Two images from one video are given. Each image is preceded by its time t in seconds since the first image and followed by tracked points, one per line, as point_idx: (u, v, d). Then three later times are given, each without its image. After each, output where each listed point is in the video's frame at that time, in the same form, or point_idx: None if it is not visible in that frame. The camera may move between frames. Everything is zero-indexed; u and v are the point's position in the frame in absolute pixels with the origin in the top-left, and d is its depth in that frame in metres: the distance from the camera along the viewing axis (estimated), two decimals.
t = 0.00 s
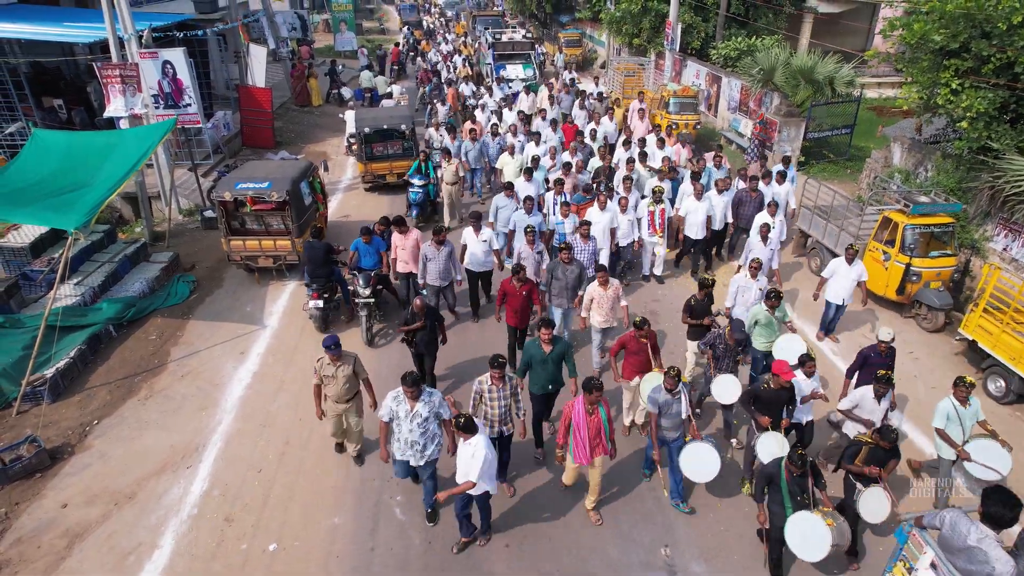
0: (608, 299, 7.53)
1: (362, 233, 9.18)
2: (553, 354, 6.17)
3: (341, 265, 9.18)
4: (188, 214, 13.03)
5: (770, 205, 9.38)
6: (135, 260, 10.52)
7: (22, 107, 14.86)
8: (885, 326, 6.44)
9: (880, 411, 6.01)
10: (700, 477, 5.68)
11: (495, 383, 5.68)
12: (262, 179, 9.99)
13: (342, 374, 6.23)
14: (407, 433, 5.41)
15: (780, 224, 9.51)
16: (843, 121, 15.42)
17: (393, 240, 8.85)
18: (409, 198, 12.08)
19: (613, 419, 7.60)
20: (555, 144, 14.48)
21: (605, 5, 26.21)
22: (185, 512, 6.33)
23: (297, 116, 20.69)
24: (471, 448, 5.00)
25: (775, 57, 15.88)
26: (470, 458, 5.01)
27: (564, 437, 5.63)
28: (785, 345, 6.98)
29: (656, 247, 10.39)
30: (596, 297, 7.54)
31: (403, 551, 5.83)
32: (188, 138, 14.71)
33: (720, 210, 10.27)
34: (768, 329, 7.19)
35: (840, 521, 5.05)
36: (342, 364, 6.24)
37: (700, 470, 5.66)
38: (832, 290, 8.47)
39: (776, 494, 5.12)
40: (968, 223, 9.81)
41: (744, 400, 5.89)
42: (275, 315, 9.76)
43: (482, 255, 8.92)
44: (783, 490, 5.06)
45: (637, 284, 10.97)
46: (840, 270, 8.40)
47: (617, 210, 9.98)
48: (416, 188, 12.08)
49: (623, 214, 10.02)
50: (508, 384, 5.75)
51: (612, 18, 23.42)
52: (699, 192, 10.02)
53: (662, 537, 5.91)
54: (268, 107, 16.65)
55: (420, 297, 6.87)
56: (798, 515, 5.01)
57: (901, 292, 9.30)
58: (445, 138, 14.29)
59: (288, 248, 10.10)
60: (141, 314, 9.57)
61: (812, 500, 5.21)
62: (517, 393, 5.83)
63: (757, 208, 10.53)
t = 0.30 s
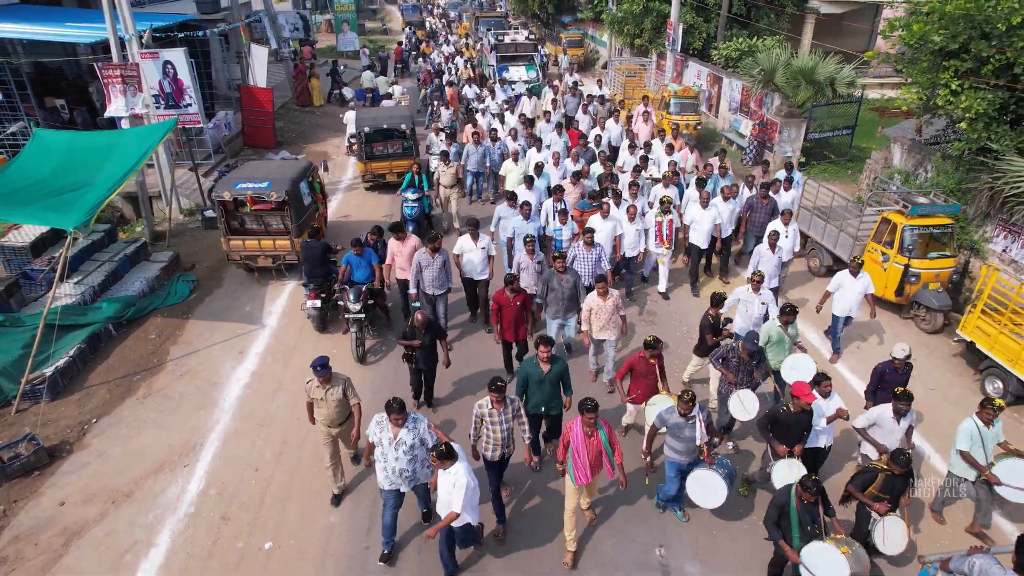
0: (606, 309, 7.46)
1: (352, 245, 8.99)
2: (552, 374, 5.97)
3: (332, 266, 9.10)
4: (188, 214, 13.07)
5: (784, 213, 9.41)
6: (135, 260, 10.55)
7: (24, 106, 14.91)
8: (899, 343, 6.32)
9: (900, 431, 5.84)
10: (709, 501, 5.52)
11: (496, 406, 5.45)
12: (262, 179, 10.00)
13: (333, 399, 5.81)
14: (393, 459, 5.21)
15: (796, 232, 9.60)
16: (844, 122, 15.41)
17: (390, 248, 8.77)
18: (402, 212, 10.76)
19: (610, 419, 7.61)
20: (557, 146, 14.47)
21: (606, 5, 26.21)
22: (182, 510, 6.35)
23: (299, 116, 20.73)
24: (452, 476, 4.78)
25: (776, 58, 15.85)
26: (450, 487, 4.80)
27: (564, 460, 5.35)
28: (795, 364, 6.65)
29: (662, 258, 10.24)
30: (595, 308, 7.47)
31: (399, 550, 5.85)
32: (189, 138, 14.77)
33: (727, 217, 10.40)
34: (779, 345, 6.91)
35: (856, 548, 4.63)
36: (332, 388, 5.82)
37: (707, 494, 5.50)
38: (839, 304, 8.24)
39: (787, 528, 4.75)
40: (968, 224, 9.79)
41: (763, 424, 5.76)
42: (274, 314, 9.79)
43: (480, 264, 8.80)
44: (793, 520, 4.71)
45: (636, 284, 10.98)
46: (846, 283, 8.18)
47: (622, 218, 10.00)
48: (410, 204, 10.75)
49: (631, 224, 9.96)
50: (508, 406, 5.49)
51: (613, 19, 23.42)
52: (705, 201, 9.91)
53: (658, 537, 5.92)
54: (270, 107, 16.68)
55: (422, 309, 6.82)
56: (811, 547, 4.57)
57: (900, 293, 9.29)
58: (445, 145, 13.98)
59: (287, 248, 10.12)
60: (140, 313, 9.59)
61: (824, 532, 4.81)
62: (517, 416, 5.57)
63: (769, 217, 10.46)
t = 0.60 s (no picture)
0: (611, 321, 7.25)
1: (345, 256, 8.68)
2: (555, 396, 5.79)
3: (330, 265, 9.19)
4: (190, 213, 13.15)
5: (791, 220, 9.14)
6: (137, 258, 10.62)
7: (29, 105, 14.96)
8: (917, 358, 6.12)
9: (910, 453, 5.61)
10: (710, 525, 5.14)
11: (491, 423, 5.28)
12: (262, 178, 10.06)
13: (321, 412, 5.67)
14: (375, 481, 4.97)
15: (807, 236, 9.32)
16: (845, 123, 15.42)
17: (392, 253, 8.76)
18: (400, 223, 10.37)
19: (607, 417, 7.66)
20: (559, 148, 14.49)
21: (609, 5, 26.24)
22: (181, 505, 6.41)
23: (301, 116, 20.82)
24: (439, 494, 4.60)
25: (777, 58, 15.85)
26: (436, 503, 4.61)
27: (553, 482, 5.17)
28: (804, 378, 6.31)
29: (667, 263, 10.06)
30: (599, 319, 7.27)
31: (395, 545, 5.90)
32: (191, 137, 14.87)
33: (732, 224, 10.16)
34: (791, 356, 6.69)
35: None
36: (322, 401, 5.67)
37: (708, 518, 5.12)
38: (843, 311, 8.20)
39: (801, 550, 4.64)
40: (966, 224, 9.79)
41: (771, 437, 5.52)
42: (274, 312, 9.85)
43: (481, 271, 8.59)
44: (807, 546, 4.59)
45: (634, 283, 11.02)
46: (850, 291, 8.16)
47: (626, 224, 9.94)
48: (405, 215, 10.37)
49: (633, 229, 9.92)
50: (507, 423, 5.34)
51: (615, 19, 23.47)
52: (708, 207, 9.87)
53: (652, 533, 5.97)
54: (272, 107, 16.76)
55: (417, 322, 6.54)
56: None
57: (897, 293, 9.30)
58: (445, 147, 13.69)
59: (287, 246, 10.18)
60: (142, 311, 9.68)
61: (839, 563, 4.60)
62: (514, 433, 5.42)
63: (775, 221, 10.23)
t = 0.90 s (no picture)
0: (615, 329, 7.09)
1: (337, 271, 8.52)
2: (558, 405, 5.60)
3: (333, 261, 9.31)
4: (196, 210, 13.29)
5: (799, 225, 9.14)
6: (143, 254, 10.75)
7: (38, 104, 15.15)
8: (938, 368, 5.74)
9: (924, 470, 5.36)
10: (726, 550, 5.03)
11: (490, 440, 5.06)
12: (267, 176, 10.16)
13: (315, 431, 5.54)
14: (369, 509, 4.73)
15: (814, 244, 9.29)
16: (849, 123, 15.41)
17: (396, 255, 8.63)
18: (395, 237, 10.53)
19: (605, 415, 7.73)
20: (565, 152, 14.54)
21: (614, 6, 26.29)
22: (184, 496, 6.52)
23: (307, 115, 20.97)
24: (431, 513, 4.51)
25: (781, 58, 15.85)
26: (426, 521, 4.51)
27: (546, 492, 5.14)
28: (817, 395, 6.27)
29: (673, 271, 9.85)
30: (603, 328, 7.10)
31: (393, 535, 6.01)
32: (198, 136, 15.06)
33: (739, 229, 10.21)
34: (799, 372, 6.52)
35: None
36: (316, 419, 5.55)
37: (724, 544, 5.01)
38: (853, 322, 7.87)
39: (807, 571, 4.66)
40: (967, 225, 9.80)
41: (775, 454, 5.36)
42: (278, 309, 9.97)
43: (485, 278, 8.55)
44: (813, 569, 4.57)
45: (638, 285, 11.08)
46: (860, 301, 7.80)
47: (629, 232, 9.77)
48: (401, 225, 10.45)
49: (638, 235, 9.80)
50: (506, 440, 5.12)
51: (620, 20, 23.50)
52: (714, 213, 9.83)
53: (647, 528, 6.05)
54: (278, 106, 16.90)
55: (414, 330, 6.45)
56: None
57: (897, 292, 9.32)
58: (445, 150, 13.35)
59: (292, 244, 10.27)
60: (148, 306, 9.81)
61: None
62: (513, 451, 5.19)
63: (781, 228, 10.26)
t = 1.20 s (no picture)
0: (617, 341, 7.02)
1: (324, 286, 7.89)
2: (558, 423, 5.43)
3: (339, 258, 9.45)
4: (205, 207, 13.49)
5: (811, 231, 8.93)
6: (153, 249, 10.93)
7: (53, 101, 15.43)
8: (948, 385, 5.64)
9: (944, 492, 5.26)
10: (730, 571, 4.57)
11: (493, 453, 5.02)
12: (275, 173, 10.32)
13: (307, 440, 5.29)
14: (369, 530, 4.62)
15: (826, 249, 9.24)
16: (855, 124, 15.41)
17: (398, 261, 8.55)
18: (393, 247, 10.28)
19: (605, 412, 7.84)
20: (573, 154, 14.57)
21: (622, 7, 26.36)
22: (190, 484, 6.67)
23: (316, 114, 21.15)
24: (418, 526, 4.45)
25: (788, 58, 15.85)
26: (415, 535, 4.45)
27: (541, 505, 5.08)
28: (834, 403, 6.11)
29: (681, 277, 9.85)
30: (604, 337, 7.03)
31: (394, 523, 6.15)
32: (208, 133, 15.27)
33: (750, 237, 9.99)
34: (808, 382, 6.38)
35: None
36: (308, 429, 5.30)
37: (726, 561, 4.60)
38: (861, 330, 7.82)
39: None
40: (970, 225, 9.81)
41: (781, 469, 5.28)
42: (284, 303, 10.12)
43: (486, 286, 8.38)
44: None
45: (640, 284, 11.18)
46: (871, 306, 7.70)
47: (636, 236, 9.70)
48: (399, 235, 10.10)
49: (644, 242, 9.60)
50: (508, 453, 5.07)
51: (628, 20, 23.57)
52: (726, 221, 9.63)
53: (643, 520, 6.18)
54: (287, 104, 17.07)
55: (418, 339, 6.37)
56: None
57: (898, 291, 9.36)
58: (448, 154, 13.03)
59: (298, 240, 10.45)
60: (157, 300, 9.98)
61: None
62: (515, 465, 5.13)
63: (792, 233, 10.07)
